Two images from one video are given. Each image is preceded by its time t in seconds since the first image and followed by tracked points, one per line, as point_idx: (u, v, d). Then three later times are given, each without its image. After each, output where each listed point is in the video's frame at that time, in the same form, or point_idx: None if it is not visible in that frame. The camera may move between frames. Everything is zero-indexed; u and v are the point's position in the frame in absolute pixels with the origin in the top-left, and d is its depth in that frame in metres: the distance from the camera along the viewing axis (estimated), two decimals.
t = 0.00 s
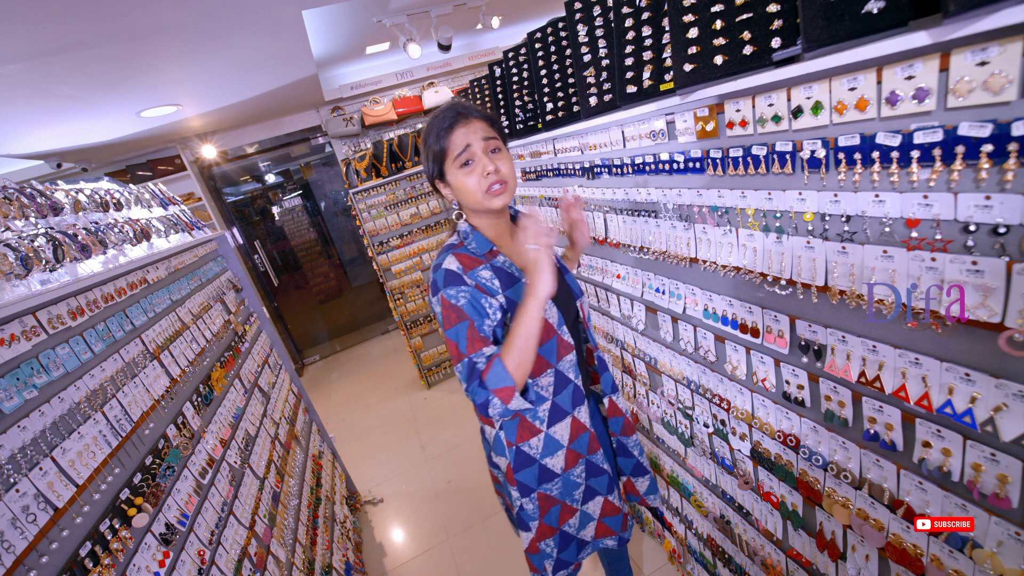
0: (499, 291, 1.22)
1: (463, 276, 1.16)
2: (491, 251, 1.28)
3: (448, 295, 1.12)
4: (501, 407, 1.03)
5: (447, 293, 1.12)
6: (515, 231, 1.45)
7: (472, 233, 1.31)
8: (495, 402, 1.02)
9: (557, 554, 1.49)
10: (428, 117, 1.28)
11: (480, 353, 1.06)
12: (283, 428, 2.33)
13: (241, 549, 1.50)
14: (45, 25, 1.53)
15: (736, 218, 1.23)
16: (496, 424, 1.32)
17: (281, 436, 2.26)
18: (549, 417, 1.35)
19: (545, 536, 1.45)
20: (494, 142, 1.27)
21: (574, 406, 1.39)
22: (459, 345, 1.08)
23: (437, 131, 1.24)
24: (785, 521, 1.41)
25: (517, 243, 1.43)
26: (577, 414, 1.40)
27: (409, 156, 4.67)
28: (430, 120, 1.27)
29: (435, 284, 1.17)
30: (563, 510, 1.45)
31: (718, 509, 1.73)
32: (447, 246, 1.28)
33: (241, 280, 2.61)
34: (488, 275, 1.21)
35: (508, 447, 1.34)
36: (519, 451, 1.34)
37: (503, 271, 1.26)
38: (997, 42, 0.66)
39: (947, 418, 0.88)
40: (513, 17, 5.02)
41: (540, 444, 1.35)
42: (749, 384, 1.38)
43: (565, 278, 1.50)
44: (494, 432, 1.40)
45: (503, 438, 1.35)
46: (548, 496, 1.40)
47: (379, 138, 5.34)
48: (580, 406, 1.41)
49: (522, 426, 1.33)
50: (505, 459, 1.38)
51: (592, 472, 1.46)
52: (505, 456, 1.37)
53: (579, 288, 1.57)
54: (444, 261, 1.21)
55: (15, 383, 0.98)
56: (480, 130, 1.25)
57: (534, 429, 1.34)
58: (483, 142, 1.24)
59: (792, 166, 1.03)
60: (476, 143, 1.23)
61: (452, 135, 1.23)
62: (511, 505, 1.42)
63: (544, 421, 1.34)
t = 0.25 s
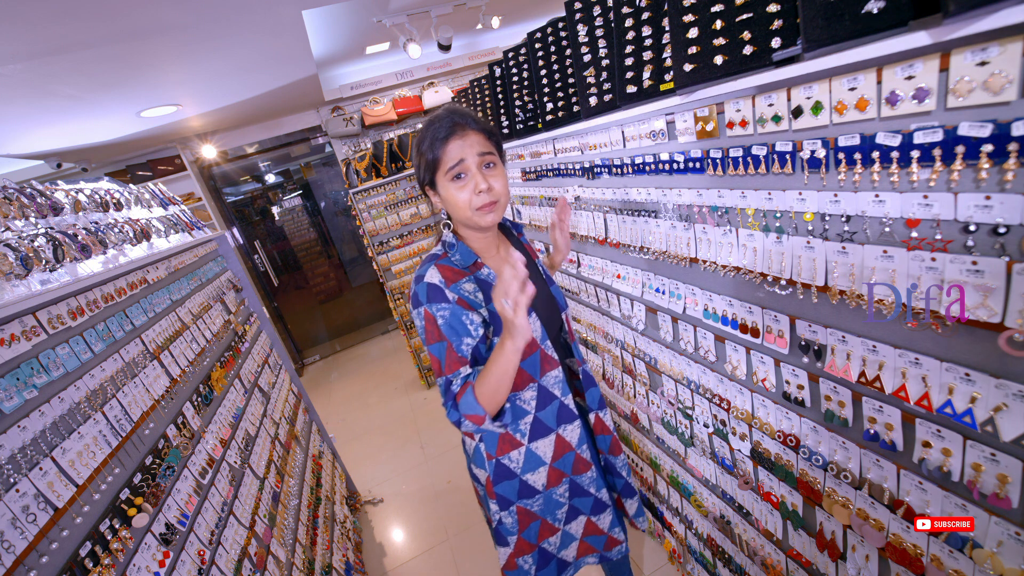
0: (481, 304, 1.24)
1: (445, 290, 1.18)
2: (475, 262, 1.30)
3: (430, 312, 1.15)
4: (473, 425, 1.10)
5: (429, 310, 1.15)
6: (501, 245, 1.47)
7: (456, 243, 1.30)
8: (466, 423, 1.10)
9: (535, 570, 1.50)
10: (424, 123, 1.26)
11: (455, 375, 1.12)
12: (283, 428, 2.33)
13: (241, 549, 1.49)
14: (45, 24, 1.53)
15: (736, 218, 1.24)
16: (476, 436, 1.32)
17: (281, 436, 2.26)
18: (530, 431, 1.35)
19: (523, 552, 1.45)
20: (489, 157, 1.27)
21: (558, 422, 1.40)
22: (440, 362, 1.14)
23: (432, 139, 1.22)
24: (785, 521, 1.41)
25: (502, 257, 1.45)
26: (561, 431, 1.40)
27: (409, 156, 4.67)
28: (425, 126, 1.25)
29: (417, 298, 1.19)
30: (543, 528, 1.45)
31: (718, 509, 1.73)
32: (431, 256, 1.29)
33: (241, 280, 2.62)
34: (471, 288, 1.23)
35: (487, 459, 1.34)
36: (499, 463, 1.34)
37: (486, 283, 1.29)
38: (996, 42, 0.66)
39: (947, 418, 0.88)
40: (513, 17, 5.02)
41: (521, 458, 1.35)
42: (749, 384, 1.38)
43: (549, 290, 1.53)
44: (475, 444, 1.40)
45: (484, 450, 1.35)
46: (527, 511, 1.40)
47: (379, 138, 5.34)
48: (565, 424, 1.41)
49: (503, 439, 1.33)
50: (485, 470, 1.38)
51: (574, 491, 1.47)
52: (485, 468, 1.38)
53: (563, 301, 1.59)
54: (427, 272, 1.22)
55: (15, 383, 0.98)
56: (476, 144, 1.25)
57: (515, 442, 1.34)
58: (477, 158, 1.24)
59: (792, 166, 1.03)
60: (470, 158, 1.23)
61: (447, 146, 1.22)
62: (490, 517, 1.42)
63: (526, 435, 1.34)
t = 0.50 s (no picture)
0: (468, 308, 1.25)
1: (432, 294, 1.18)
2: (464, 267, 1.30)
3: (416, 315, 1.14)
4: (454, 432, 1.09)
5: (415, 313, 1.15)
6: (492, 246, 1.47)
7: (446, 248, 1.31)
8: (447, 430, 1.08)
9: None
10: (410, 125, 1.26)
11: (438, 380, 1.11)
12: (283, 429, 2.33)
13: (241, 549, 1.50)
14: (45, 24, 1.53)
15: (736, 218, 1.24)
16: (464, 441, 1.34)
17: (281, 436, 2.26)
18: (518, 439, 1.35)
19: (510, 562, 1.47)
20: (476, 157, 1.27)
21: (545, 429, 1.39)
22: (423, 366, 1.13)
23: (418, 141, 1.23)
24: (785, 521, 1.41)
25: (492, 258, 1.46)
26: (548, 437, 1.40)
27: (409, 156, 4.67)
28: (411, 128, 1.26)
29: (404, 301, 1.19)
30: (531, 540, 1.47)
31: (718, 509, 1.73)
32: (420, 258, 1.29)
33: (241, 280, 2.62)
34: (458, 293, 1.24)
35: (475, 463, 1.36)
36: (486, 469, 1.36)
37: (474, 288, 1.29)
38: (996, 42, 0.66)
39: (947, 418, 0.88)
40: (513, 17, 5.02)
41: (509, 465, 1.35)
42: (749, 384, 1.38)
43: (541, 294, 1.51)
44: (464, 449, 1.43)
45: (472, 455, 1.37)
46: (515, 523, 1.42)
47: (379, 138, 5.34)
48: (552, 430, 1.41)
49: (490, 446, 1.34)
50: (473, 474, 1.41)
51: (560, 499, 1.48)
52: (473, 472, 1.40)
53: (555, 306, 1.58)
54: (415, 275, 1.22)
55: (15, 383, 0.98)
56: (463, 145, 1.24)
57: (503, 450, 1.34)
58: (464, 158, 1.23)
59: (792, 166, 1.03)
60: (457, 159, 1.22)
61: (434, 147, 1.22)
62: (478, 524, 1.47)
63: (513, 443, 1.34)
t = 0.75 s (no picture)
0: (462, 312, 1.23)
1: (423, 299, 1.19)
2: (455, 271, 1.30)
3: (407, 320, 1.15)
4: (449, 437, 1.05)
5: (406, 318, 1.15)
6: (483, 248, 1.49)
7: (437, 252, 1.31)
8: (441, 436, 1.03)
9: None
10: (410, 123, 1.24)
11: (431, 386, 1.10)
12: (283, 428, 2.33)
13: (241, 549, 1.49)
14: (45, 24, 1.53)
15: (736, 218, 1.24)
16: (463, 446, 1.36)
17: (281, 436, 2.26)
18: (516, 442, 1.35)
19: (515, 566, 1.49)
20: (476, 156, 1.29)
21: (543, 431, 1.39)
22: (417, 372, 1.12)
23: (418, 139, 1.21)
24: (785, 521, 1.41)
25: (484, 260, 1.48)
26: (547, 440, 1.40)
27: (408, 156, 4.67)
28: (411, 126, 1.24)
29: (395, 307, 1.20)
30: (535, 547, 1.47)
31: (718, 509, 1.73)
32: (411, 265, 1.30)
33: (241, 280, 2.62)
34: (450, 297, 1.23)
35: (475, 467, 1.37)
36: (486, 473, 1.37)
37: (465, 292, 1.28)
38: (996, 42, 0.66)
39: (947, 418, 0.88)
40: (513, 17, 5.02)
41: (508, 469, 1.35)
42: (749, 384, 1.38)
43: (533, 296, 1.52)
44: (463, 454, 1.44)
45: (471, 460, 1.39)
46: (517, 529, 1.42)
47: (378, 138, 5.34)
48: (550, 432, 1.40)
49: (488, 450, 1.35)
50: (473, 479, 1.42)
51: (563, 503, 1.47)
52: (473, 476, 1.41)
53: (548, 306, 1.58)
54: (406, 281, 1.23)
55: (15, 383, 0.98)
56: (464, 143, 1.25)
57: (501, 454, 1.35)
58: (468, 156, 1.25)
59: (793, 166, 1.03)
60: (461, 156, 1.23)
61: (437, 144, 1.21)
62: (481, 528, 1.49)
63: (511, 446, 1.34)
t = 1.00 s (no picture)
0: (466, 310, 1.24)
1: (427, 298, 1.19)
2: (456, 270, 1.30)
3: (414, 321, 1.14)
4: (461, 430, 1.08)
5: (412, 319, 1.14)
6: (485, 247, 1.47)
7: (437, 254, 1.33)
8: (453, 428, 1.08)
9: None
10: (399, 129, 1.24)
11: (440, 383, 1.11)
12: (283, 428, 2.33)
13: (241, 549, 1.49)
14: (45, 24, 1.53)
15: (736, 218, 1.24)
16: (465, 445, 1.36)
17: (281, 436, 2.26)
18: (520, 439, 1.35)
19: (521, 565, 1.48)
20: (467, 152, 1.29)
21: (548, 429, 1.39)
22: (425, 370, 1.14)
23: (408, 143, 1.22)
24: (785, 521, 1.41)
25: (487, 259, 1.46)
26: (552, 438, 1.39)
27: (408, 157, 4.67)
28: (400, 132, 1.24)
29: (399, 308, 1.19)
30: (541, 544, 1.45)
31: (718, 509, 1.73)
32: (412, 265, 1.29)
33: (241, 280, 2.62)
34: (454, 296, 1.23)
35: (478, 467, 1.37)
36: (490, 471, 1.37)
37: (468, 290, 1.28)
38: (997, 42, 0.66)
39: (947, 418, 0.88)
40: (513, 17, 5.02)
41: (511, 466, 1.36)
42: (749, 384, 1.38)
43: (532, 293, 1.52)
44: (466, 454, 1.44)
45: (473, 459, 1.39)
46: (522, 525, 1.41)
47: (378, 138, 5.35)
48: (555, 430, 1.40)
49: (491, 448, 1.35)
50: (477, 479, 1.42)
51: (571, 502, 1.45)
52: (477, 476, 1.41)
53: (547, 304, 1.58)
54: (409, 281, 1.22)
55: (15, 383, 0.98)
56: (454, 141, 1.25)
57: (504, 451, 1.35)
58: (459, 154, 1.25)
59: (792, 166, 1.03)
60: (452, 154, 1.23)
61: (427, 146, 1.21)
62: (487, 527, 1.49)
63: (515, 443, 1.35)
